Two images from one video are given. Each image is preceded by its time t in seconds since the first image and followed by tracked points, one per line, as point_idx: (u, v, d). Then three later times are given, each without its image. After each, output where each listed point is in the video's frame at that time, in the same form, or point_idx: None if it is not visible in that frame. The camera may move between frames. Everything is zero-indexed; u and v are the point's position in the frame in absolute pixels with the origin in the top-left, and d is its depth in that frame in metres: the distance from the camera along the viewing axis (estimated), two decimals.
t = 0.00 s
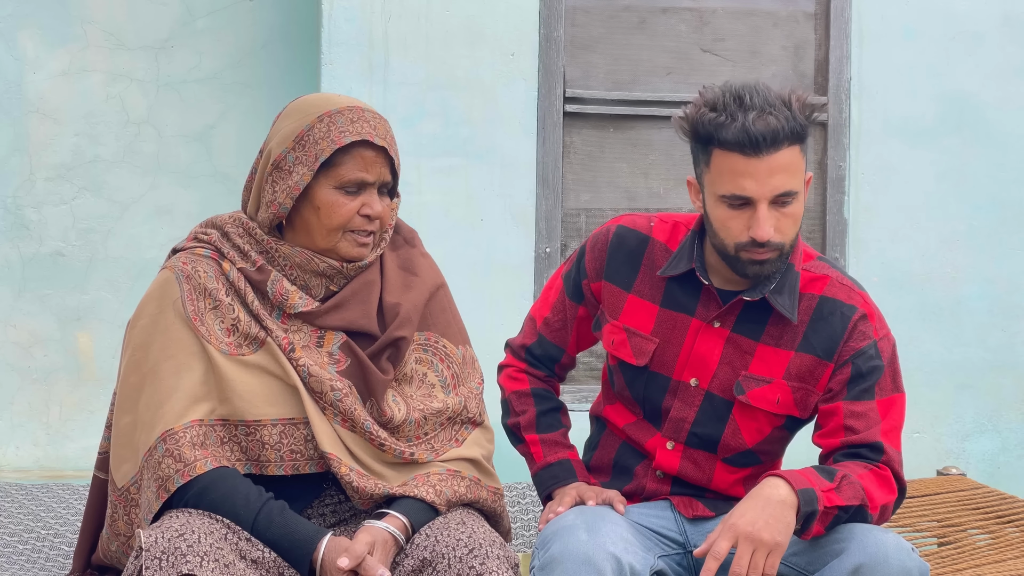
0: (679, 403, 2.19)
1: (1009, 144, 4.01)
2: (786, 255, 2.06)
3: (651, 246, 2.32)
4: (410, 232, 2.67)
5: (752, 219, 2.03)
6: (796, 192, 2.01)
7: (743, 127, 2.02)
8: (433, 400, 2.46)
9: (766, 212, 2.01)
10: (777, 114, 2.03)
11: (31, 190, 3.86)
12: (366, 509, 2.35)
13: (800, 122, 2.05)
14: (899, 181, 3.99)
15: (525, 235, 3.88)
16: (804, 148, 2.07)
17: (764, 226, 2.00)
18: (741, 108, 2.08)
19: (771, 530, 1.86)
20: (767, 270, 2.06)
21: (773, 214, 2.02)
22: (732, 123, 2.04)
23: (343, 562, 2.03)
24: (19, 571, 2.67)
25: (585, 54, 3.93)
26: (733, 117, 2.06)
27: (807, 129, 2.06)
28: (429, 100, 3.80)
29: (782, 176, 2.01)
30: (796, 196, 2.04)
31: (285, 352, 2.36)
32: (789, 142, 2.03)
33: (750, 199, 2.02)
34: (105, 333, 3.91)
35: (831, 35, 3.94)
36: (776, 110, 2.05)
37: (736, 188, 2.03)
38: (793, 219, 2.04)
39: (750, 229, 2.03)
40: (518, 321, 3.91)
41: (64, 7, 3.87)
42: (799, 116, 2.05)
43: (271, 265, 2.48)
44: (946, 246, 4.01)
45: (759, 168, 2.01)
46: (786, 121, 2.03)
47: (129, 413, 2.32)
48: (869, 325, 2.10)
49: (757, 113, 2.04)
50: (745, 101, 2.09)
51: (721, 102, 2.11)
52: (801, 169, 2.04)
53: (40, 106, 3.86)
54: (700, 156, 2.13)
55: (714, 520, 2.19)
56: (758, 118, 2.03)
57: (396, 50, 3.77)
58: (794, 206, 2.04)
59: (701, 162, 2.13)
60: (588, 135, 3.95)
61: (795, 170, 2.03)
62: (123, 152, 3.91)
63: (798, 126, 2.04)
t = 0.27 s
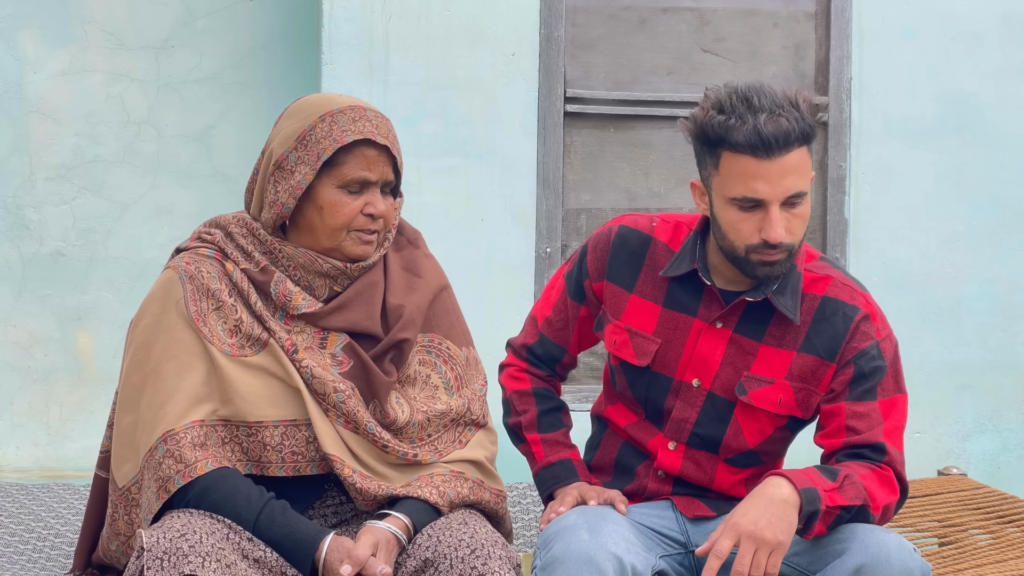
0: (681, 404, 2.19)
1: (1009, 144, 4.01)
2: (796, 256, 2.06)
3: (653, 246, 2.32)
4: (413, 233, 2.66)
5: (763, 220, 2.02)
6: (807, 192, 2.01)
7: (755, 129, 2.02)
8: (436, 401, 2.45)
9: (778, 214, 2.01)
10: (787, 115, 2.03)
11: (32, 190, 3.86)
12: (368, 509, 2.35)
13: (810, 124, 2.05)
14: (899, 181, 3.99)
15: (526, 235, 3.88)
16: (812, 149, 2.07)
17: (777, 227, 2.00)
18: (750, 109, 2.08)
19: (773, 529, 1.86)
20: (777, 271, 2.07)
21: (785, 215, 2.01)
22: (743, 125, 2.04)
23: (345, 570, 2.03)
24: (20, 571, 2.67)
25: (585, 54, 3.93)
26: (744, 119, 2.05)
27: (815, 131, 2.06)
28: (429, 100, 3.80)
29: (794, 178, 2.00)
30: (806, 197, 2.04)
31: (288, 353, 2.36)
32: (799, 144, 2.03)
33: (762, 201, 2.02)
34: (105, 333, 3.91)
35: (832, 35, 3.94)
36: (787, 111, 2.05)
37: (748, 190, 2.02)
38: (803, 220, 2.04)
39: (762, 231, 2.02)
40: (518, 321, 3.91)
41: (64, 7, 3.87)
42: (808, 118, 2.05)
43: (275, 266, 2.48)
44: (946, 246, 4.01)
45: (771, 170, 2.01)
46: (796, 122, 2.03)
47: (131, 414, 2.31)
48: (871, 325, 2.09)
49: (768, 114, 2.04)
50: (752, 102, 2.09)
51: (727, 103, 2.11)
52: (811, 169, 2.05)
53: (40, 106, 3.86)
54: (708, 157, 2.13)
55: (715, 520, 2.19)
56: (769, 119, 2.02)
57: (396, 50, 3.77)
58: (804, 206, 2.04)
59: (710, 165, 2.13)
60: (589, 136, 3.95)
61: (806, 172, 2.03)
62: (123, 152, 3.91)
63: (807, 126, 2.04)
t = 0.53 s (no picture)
0: (682, 403, 2.19)
1: (1009, 143, 4.01)
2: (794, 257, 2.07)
3: (654, 246, 2.32)
4: (415, 234, 2.67)
5: (762, 220, 2.03)
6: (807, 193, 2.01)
7: (756, 129, 2.02)
8: (437, 401, 2.45)
9: (777, 213, 2.01)
10: (789, 115, 2.03)
11: (31, 190, 3.86)
12: (368, 509, 2.35)
13: (811, 124, 2.04)
14: (898, 181, 4.00)
15: (525, 234, 3.88)
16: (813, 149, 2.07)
17: (776, 227, 2.00)
18: (751, 109, 2.08)
19: (773, 527, 1.86)
20: (775, 272, 2.07)
21: (784, 216, 2.02)
22: (744, 124, 2.04)
23: (344, 567, 2.03)
24: (20, 570, 2.67)
25: (585, 54, 3.93)
26: (745, 118, 2.05)
27: (816, 131, 2.06)
28: (429, 100, 3.80)
29: (793, 178, 2.01)
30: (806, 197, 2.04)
31: (289, 354, 2.36)
32: (800, 144, 2.03)
33: (760, 201, 2.02)
34: (104, 333, 3.91)
35: (831, 35, 3.95)
36: (787, 111, 2.05)
37: (748, 190, 2.03)
38: (803, 221, 2.04)
39: (760, 230, 2.03)
40: (518, 321, 3.91)
41: (63, 7, 3.87)
42: (809, 118, 2.05)
43: (276, 266, 2.48)
44: (946, 246, 4.02)
45: (771, 171, 2.01)
46: (797, 122, 2.02)
47: (131, 412, 2.31)
48: (872, 325, 2.09)
49: (769, 115, 2.04)
50: (754, 102, 2.09)
51: (730, 103, 2.11)
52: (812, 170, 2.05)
53: (40, 105, 3.86)
54: (709, 156, 2.13)
55: (715, 519, 2.20)
56: (770, 120, 2.03)
57: (396, 49, 3.77)
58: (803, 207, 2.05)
59: (711, 163, 2.13)
60: (588, 135, 3.95)
61: (806, 172, 2.03)
62: (123, 152, 3.91)
63: (809, 127, 2.04)
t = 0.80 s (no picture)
0: (682, 402, 2.19)
1: (1010, 143, 4.01)
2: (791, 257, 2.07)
3: (653, 245, 2.32)
4: (416, 233, 2.67)
5: (758, 219, 2.03)
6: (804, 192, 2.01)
7: (754, 128, 2.02)
8: (438, 400, 2.46)
9: (773, 212, 2.01)
10: (788, 114, 2.03)
11: (32, 190, 3.86)
12: (370, 509, 2.35)
13: (810, 124, 2.04)
14: (899, 181, 4.00)
15: (526, 234, 3.88)
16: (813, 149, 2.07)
17: (772, 226, 2.00)
18: (751, 108, 2.08)
19: (776, 529, 1.86)
20: (772, 272, 2.07)
21: (781, 215, 2.02)
22: (743, 122, 2.04)
23: (344, 566, 2.02)
24: (21, 570, 2.67)
25: (586, 54, 3.93)
26: (744, 116, 2.05)
27: (815, 131, 2.06)
28: (430, 100, 3.80)
29: (792, 178, 2.01)
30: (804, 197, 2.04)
31: (290, 352, 2.35)
32: (799, 143, 2.03)
33: (758, 199, 2.02)
34: (105, 333, 3.91)
35: (832, 35, 3.95)
36: (786, 111, 2.05)
37: (745, 188, 2.03)
38: (801, 220, 2.04)
39: (757, 229, 2.03)
40: (519, 321, 3.91)
41: (64, 7, 3.86)
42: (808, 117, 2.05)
43: (277, 265, 2.48)
44: (947, 246, 4.02)
45: (768, 169, 2.01)
46: (796, 122, 2.02)
47: (132, 411, 2.32)
48: (873, 325, 2.09)
49: (768, 113, 2.04)
50: (755, 101, 2.09)
51: (731, 101, 2.11)
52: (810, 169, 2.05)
53: (41, 105, 3.86)
54: (709, 154, 2.13)
55: (716, 519, 2.20)
56: (768, 118, 2.03)
57: (397, 50, 3.77)
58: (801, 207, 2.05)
59: (710, 161, 2.13)
60: (589, 136, 3.95)
61: (804, 172, 2.03)
62: (124, 152, 3.91)
63: (809, 127, 2.04)
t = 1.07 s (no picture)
0: (675, 401, 2.19)
1: (1009, 144, 4.01)
2: (767, 255, 2.07)
3: (645, 245, 2.32)
4: (413, 233, 2.67)
5: (730, 216, 2.04)
6: (776, 191, 2.02)
7: (725, 125, 2.03)
8: (435, 400, 2.45)
9: (743, 210, 2.02)
10: (763, 112, 2.03)
11: (30, 190, 3.86)
12: (368, 509, 2.35)
13: (786, 122, 2.04)
14: (898, 181, 4.00)
15: (524, 235, 3.88)
16: (789, 147, 2.07)
17: (742, 224, 2.02)
18: (729, 105, 2.08)
19: (774, 536, 1.86)
20: (746, 269, 2.08)
21: (751, 213, 2.03)
22: (717, 119, 2.05)
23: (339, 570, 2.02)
24: (19, 570, 2.66)
25: (584, 55, 3.93)
26: (719, 112, 2.06)
27: (793, 130, 2.06)
28: (429, 101, 3.80)
29: (763, 175, 2.02)
30: (779, 195, 2.05)
31: (287, 352, 2.35)
32: (773, 141, 2.03)
33: (730, 195, 2.03)
34: (104, 334, 3.91)
35: (830, 36, 3.95)
36: (762, 108, 2.05)
37: (718, 184, 2.04)
38: (773, 219, 2.05)
39: (729, 226, 2.04)
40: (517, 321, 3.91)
41: (62, 8, 3.87)
42: (786, 115, 2.04)
43: (274, 264, 2.48)
44: (945, 247, 4.02)
45: (740, 167, 2.02)
46: (770, 120, 2.03)
47: (130, 411, 2.32)
48: (864, 322, 2.10)
49: (742, 111, 2.05)
50: (733, 98, 2.09)
51: (710, 98, 2.11)
52: (786, 167, 2.05)
53: (39, 106, 3.86)
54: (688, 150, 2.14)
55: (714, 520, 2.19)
56: (741, 116, 2.03)
57: (395, 50, 3.77)
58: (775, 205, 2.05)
59: (688, 157, 2.14)
60: (588, 136, 3.95)
61: (778, 170, 2.03)
62: (122, 152, 3.91)
63: (784, 125, 2.04)
